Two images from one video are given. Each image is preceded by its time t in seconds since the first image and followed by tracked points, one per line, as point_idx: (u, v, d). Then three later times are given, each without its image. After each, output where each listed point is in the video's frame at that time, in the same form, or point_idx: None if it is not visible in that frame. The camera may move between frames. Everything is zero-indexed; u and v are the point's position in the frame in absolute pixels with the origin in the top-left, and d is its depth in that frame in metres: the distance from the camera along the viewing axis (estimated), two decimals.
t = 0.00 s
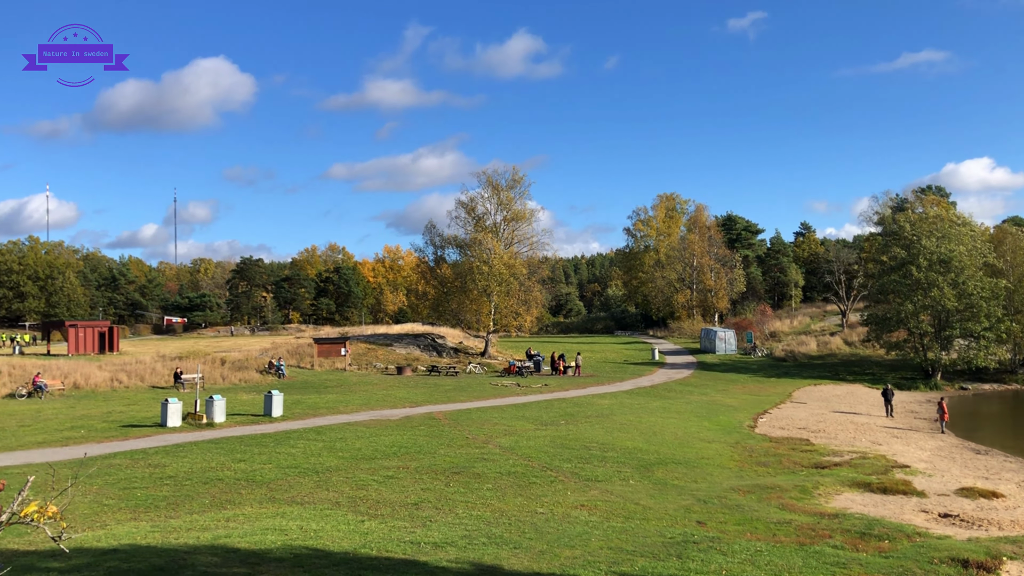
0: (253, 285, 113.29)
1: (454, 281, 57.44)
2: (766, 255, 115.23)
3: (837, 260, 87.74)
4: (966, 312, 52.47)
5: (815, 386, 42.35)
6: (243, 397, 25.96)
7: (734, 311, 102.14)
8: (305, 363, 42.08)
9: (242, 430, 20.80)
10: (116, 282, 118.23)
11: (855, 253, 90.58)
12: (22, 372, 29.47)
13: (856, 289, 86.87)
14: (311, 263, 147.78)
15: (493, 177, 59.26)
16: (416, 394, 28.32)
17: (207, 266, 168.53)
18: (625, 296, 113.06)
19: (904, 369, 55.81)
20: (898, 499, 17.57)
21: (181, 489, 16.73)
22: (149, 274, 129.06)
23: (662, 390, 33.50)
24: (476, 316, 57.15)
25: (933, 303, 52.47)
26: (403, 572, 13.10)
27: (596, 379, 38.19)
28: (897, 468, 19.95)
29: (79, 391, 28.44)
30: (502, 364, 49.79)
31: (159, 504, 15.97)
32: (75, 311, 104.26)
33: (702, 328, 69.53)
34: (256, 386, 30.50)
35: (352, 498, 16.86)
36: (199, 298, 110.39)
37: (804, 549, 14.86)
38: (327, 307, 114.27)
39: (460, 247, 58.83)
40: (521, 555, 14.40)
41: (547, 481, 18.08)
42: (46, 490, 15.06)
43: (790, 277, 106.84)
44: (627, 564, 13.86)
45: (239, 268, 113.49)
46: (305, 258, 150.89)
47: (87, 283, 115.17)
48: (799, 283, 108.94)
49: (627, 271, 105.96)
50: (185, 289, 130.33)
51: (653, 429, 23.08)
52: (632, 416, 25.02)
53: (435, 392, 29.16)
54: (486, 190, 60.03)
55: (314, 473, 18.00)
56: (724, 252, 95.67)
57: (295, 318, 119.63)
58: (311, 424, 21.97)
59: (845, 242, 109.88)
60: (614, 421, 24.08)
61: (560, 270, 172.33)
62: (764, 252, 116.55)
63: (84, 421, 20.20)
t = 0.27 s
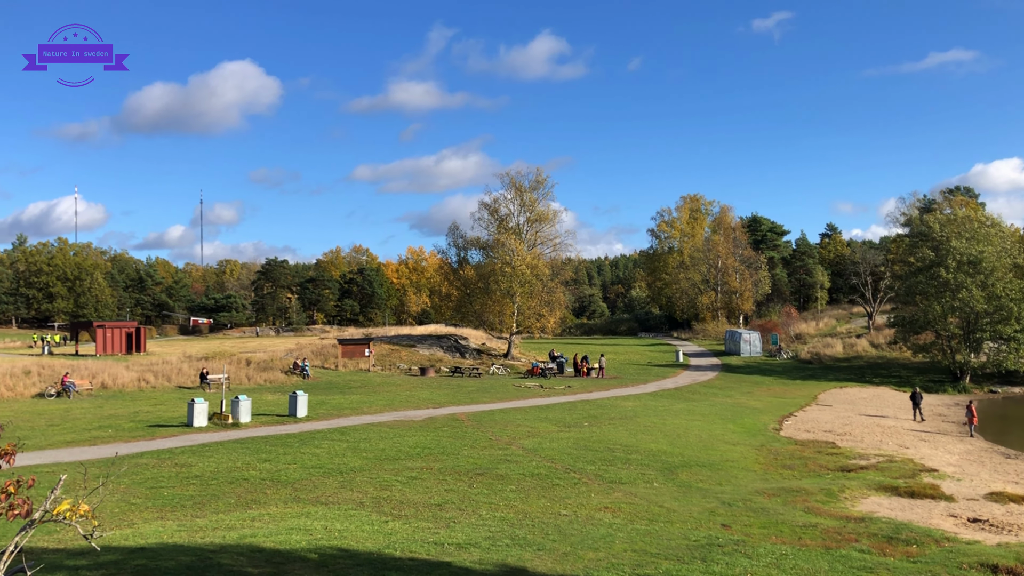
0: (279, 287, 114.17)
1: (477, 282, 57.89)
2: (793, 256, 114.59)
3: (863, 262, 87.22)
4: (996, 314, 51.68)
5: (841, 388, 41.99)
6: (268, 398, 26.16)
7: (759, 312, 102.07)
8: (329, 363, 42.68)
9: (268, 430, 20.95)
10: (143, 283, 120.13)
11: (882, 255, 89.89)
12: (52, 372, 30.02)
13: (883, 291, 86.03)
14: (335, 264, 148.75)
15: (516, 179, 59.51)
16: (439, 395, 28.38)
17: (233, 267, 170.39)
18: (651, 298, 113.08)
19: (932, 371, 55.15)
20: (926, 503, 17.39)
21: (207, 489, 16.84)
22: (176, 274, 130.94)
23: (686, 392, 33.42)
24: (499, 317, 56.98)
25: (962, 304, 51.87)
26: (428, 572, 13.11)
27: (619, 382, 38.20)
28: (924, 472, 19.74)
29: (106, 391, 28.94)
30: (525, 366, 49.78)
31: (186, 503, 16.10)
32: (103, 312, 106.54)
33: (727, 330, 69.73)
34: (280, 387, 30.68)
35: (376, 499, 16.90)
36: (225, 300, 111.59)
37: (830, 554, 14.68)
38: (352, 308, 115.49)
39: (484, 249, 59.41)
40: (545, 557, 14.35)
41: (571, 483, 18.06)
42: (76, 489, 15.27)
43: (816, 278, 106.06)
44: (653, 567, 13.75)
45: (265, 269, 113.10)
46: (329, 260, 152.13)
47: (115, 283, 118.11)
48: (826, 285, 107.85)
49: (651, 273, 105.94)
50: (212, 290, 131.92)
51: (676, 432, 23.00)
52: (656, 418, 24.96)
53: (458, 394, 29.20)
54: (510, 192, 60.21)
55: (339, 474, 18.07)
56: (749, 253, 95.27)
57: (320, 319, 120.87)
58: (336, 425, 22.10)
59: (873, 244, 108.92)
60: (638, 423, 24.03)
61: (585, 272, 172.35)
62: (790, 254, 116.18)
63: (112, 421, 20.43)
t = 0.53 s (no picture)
0: (306, 289, 117.10)
1: (504, 285, 58.45)
2: (821, 259, 113.76)
3: (894, 265, 86.63)
4: None
5: (871, 392, 41.56)
6: (296, 399, 26.37)
7: (787, 315, 101.42)
8: (356, 366, 42.90)
9: (295, 431, 21.13)
10: (173, 285, 121.54)
11: (913, 258, 89.22)
12: (85, 373, 30.54)
13: (913, 293, 85.09)
14: (361, 266, 150.04)
15: (542, 182, 59.95)
16: (466, 398, 28.42)
17: (260, 269, 171.78)
18: (677, 300, 113.27)
19: (964, 375, 54.34)
20: (958, 509, 17.18)
21: (235, 490, 16.96)
22: (203, 276, 132.67)
23: (713, 395, 33.29)
24: (524, 320, 57.33)
25: (994, 308, 51.11)
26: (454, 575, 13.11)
27: (645, 385, 38.10)
28: (955, 478, 19.47)
29: (137, 391, 29.37)
30: (550, 369, 49.79)
31: (215, 504, 16.22)
32: (133, 313, 108.32)
33: (755, 334, 69.47)
34: (306, 389, 30.85)
35: (402, 501, 16.95)
36: (253, 301, 112.45)
37: (860, 559, 14.49)
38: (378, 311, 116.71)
39: (509, 251, 60.38)
40: (571, 560, 14.30)
41: (598, 487, 18.03)
42: (110, 489, 15.47)
43: (845, 281, 105.21)
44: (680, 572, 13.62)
45: (293, 271, 117.10)
46: (356, 262, 153.56)
47: (145, 285, 120.50)
48: (855, 287, 107.13)
49: (677, 276, 106.27)
50: (240, 292, 133.42)
51: (703, 435, 22.92)
52: (683, 421, 24.87)
53: (484, 396, 29.27)
54: (536, 194, 60.59)
55: (365, 475, 18.16)
56: (777, 256, 94.88)
57: (347, 322, 122.20)
58: (363, 427, 22.23)
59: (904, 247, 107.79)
60: (665, 426, 23.95)
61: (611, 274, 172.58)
62: (819, 257, 115.61)
63: (143, 422, 20.66)
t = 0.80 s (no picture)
0: (333, 291, 119.03)
1: (530, 288, 58.72)
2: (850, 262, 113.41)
3: (924, 268, 86.30)
4: None
5: (902, 397, 41.06)
6: (324, 400, 26.63)
7: (816, 319, 100.77)
8: (382, 367, 43.65)
9: (322, 432, 21.30)
10: (202, 287, 125.88)
11: (945, 261, 88.42)
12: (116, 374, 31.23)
13: (944, 297, 84.16)
14: (388, 268, 151.44)
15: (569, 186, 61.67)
16: (491, 400, 28.33)
17: (289, 270, 173.63)
18: (705, 303, 113.69)
19: (996, 380, 53.48)
20: (991, 516, 16.94)
21: (263, 491, 17.10)
22: (232, 278, 134.86)
23: (740, 399, 33.11)
24: (550, 323, 57.48)
25: None
26: None
27: (671, 388, 38.13)
28: (988, 485, 19.17)
29: (167, 392, 29.86)
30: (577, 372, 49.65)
31: (244, 503, 16.36)
32: (163, 314, 110.38)
33: (783, 337, 68.86)
34: (333, 390, 31.08)
35: (429, 502, 16.98)
36: (281, 303, 115.03)
37: (891, 565, 14.28)
38: (405, 313, 118.09)
39: (535, 254, 61.10)
40: (597, 563, 14.24)
41: (624, 490, 17.97)
42: (142, 488, 15.70)
43: (875, 284, 104.25)
44: None
45: (320, 274, 119.84)
46: (383, 264, 155.07)
47: (176, 288, 123.36)
48: (884, 290, 106.37)
49: (705, 279, 106.97)
50: (268, 294, 135.31)
51: (730, 439, 22.84)
52: (710, 425, 24.76)
53: (509, 398, 29.40)
54: (562, 198, 62.17)
55: (392, 477, 18.24)
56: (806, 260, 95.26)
57: (374, 324, 123.42)
58: (389, 428, 22.36)
59: (936, 250, 106.71)
60: (692, 430, 23.86)
61: (637, 277, 172.89)
62: (848, 260, 115.17)
63: (175, 422, 20.99)
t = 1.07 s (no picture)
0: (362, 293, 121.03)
1: (556, 290, 58.96)
2: (881, 264, 112.95)
3: (957, 271, 85.96)
4: None
5: (935, 401, 40.52)
6: (351, 402, 27.09)
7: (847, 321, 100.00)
8: (410, 369, 44.51)
9: (350, 433, 21.52)
10: (233, 288, 128.79)
11: (979, 263, 87.56)
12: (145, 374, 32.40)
13: (978, 300, 83.05)
14: (415, 270, 153.01)
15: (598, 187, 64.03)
16: (518, 402, 28.65)
17: (319, 270, 175.35)
18: (736, 306, 113.97)
19: None
20: None
21: (292, 491, 17.22)
22: (262, 279, 137.26)
23: (770, 403, 32.94)
24: (578, 325, 58.01)
25: None
26: None
27: (700, 391, 38.38)
28: None
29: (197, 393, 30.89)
30: (606, 373, 49.95)
31: (274, 503, 16.49)
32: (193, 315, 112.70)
33: (814, 340, 68.90)
34: (361, 391, 32.03)
35: (457, 504, 17.03)
36: (309, 305, 119.18)
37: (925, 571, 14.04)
38: (432, 314, 119.78)
39: (562, 255, 61.39)
40: (625, 566, 14.18)
41: (652, 493, 17.91)
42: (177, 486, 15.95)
43: (907, 286, 103.82)
44: None
45: (348, 276, 124.62)
46: (411, 265, 156.59)
47: (207, 289, 126.21)
48: (917, 292, 105.40)
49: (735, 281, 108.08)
50: (297, 296, 137.20)
51: (759, 442, 22.76)
52: (739, 428, 24.71)
53: (536, 400, 29.63)
54: (591, 199, 64.62)
55: (419, 478, 18.33)
56: (836, 261, 94.73)
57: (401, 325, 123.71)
58: (417, 429, 22.56)
59: (969, 252, 105.64)
60: (720, 433, 23.84)
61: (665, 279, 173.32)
62: (880, 262, 114.76)
63: (205, 422, 21.33)
